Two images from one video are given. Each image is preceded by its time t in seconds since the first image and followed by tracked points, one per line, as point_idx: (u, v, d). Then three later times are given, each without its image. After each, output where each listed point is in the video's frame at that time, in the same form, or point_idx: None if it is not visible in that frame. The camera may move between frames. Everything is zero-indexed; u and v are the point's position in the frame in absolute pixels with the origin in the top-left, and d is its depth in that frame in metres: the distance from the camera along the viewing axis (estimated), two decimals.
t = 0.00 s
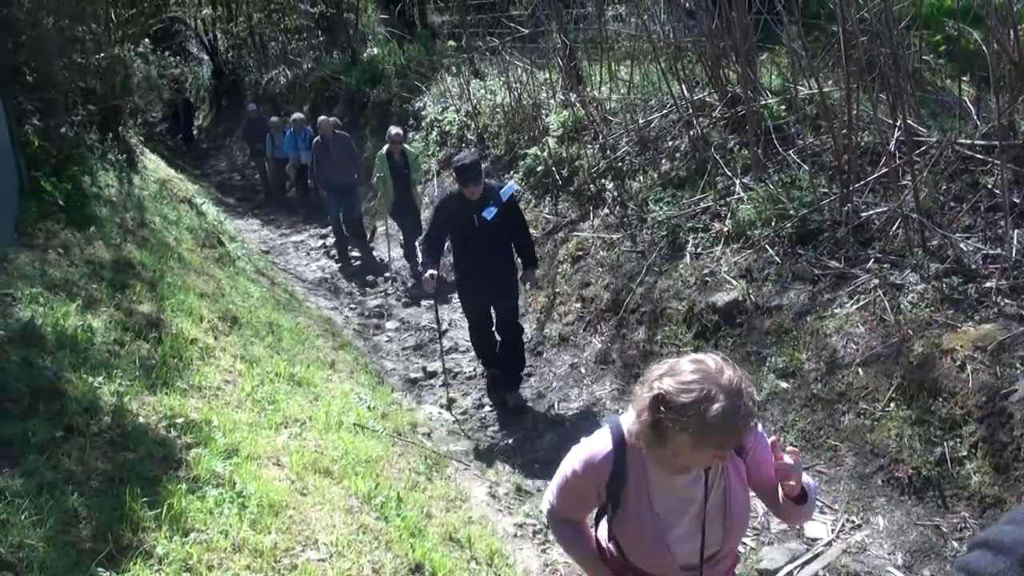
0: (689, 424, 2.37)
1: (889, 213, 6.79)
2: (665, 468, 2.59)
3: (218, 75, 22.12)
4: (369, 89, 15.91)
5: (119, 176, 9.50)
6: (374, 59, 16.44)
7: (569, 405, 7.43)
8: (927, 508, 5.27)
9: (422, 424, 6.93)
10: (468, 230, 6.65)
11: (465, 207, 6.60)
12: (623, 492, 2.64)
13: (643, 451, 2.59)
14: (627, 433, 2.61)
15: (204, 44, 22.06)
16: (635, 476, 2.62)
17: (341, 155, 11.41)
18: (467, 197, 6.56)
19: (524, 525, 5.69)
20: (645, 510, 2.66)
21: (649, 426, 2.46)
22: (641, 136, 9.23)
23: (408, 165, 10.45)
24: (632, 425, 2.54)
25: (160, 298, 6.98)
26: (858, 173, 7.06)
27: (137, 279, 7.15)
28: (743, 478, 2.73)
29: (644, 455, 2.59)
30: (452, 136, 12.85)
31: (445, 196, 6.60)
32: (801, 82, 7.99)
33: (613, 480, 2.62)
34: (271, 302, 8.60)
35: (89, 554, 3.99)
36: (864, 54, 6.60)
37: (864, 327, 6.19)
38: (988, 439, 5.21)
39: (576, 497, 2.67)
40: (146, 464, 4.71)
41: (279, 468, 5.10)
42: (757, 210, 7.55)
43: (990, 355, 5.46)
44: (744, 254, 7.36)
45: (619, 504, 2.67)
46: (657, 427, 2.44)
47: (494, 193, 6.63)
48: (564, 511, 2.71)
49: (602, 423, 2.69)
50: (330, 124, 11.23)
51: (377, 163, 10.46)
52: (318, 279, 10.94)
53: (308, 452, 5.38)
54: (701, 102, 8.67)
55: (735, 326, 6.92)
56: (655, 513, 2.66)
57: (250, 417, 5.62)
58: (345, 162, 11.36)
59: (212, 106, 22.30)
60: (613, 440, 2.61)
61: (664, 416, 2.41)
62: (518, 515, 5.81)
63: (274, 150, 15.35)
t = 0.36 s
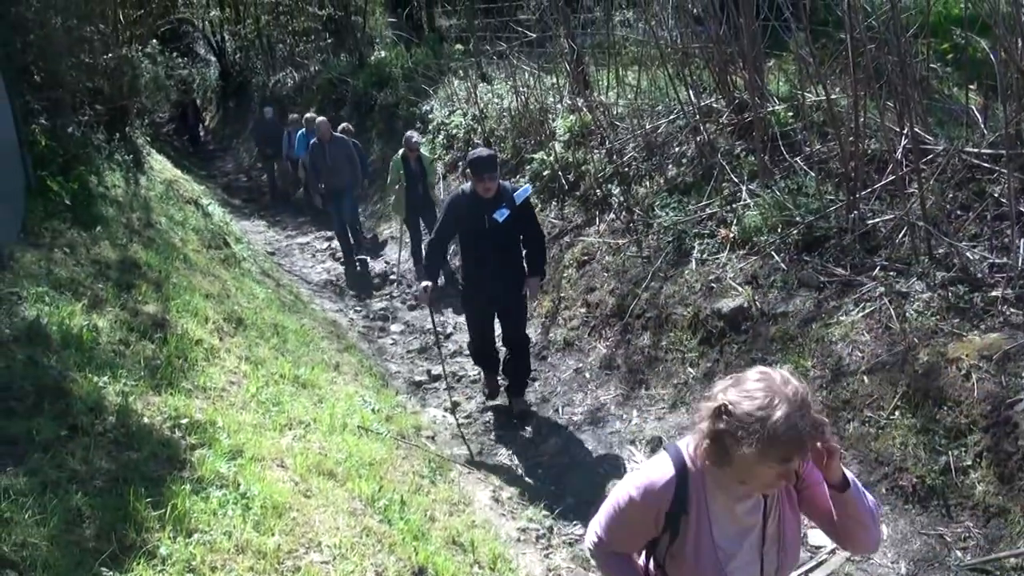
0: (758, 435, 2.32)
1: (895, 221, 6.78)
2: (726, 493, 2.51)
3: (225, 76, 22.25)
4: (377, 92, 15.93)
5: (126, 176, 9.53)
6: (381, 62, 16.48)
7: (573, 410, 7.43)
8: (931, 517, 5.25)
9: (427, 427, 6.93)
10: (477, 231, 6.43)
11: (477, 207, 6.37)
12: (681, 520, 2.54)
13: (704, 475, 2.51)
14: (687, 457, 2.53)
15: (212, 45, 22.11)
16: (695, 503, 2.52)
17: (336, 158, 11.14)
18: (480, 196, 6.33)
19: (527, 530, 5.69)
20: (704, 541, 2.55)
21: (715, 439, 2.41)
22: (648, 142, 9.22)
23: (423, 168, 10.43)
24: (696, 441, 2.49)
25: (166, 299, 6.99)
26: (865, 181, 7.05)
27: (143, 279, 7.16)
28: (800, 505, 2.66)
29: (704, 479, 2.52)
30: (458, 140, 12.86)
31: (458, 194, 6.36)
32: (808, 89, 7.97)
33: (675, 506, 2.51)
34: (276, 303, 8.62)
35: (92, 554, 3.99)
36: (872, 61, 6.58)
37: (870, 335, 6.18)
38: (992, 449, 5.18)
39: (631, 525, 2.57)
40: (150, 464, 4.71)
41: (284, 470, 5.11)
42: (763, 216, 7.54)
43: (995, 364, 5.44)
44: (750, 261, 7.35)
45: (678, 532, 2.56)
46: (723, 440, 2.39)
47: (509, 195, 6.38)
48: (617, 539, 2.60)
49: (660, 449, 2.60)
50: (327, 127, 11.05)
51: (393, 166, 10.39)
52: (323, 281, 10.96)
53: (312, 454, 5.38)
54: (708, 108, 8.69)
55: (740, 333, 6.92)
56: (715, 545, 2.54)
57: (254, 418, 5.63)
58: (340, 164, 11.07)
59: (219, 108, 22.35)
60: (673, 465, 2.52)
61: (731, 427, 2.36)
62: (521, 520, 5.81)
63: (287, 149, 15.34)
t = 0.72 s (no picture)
0: (857, 480, 2.19)
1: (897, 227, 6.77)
2: (820, 547, 2.33)
3: (228, 79, 22.36)
4: (379, 95, 15.94)
5: (127, 178, 9.55)
6: (384, 65, 16.50)
7: (574, 415, 7.43)
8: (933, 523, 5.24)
9: (428, 431, 6.92)
10: (472, 247, 6.19)
11: (471, 222, 6.16)
12: None
13: (795, 526, 2.33)
14: (776, 505, 2.34)
15: (215, 48, 22.15)
16: (788, 559, 2.32)
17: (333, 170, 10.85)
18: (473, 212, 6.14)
19: (528, 534, 5.68)
20: None
21: (807, 485, 2.27)
22: (650, 146, 9.21)
23: (442, 173, 10.48)
24: (785, 489, 2.33)
25: (167, 301, 6.99)
26: (867, 186, 7.04)
27: (145, 282, 7.16)
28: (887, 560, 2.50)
29: (795, 531, 2.33)
30: (460, 143, 12.87)
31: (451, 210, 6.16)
32: (810, 94, 7.96)
33: (765, 561, 2.30)
34: (277, 306, 8.62)
35: (93, 557, 3.98)
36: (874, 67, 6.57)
37: (871, 341, 6.17)
38: (994, 455, 5.16)
39: None
40: (151, 467, 4.71)
41: (284, 473, 5.10)
42: (766, 221, 7.54)
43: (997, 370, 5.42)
44: (752, 265, 7.35)
45: None
46: (816, 485, 2.25)
47: (504, 210, 6.20)
48: None
49: (741, 500, 2.40)
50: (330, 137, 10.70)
51: (413, 168, 10.41)
52: (325, 284, 10.96)
53: (313, 458, 5.38)
54: (711, 112, 8.67)
55: (742, 338, 6.91)
56: None
57: (255, 421, 5.62)
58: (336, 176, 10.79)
59: (222, 110, 22.37)
60: (760, 515, 2.32)
61: (826, 470, 2.23)
62: (522, 524, 5.81)
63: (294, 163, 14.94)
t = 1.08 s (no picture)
0: (922, 491, 2.12)
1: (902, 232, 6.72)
2: (891, 568, 2.23)
3: (233, 84, 22.39)
4: (383, 101, 15.95)
5: (132, 184, 9.55)
6: (388, 71, 16.51)
7: (579, 420, 7.42)
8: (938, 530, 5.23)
9: (432, 437, 6.90)
10: (458, 263, 5.98)
11: (453, 236, 5.94)
12: None
13: (865, 549, 2.23)
14: (842, 528, 2.24)
15: (220, 54, 22.19)
16: None
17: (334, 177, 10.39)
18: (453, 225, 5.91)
19: (532, 541, 5.66)
20: None
21: (864, 494, 2.22)
22: (655, 151, 9.19)
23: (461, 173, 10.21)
24: (844, 505, 2.27)
25: (171, 306, 6.99)
26: (872, 191, 7.01)
27: (149, 287, 7.16)
28: None
29: (865, 555, 2.23)
30: (465, 148, 12.86)
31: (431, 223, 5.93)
32: (815, 99, 7.94)
33: None
34: (282, 311, 8.62)
35: (96, 564, 3.97)
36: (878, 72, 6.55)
37: (877, 346, 6.14)
38: (1000, 462, 5.14)
39: None
40: (155, 473, 4.70)
41: (288, 479, 5.09)
42: (770, 226, 7.52)
43: (1003, 376, 5.39)
44: (757, 271, 7.33)
45: None
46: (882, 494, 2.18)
47: (485, 219, 5.96)
48: None
49: (803, 527, 2.26)
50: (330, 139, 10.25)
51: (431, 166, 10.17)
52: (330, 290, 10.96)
53: (317, 463, 5.37)
54: (715, 117, 8.62)
55: (747, 343, 6.89)
56: None
57: (259, 427, 5.62)
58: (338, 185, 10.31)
59: (226, 115, 22.40)
60: (828, 540, 2.20)
61: (891, 475, 2.16)
62: (527, 531, 5.79)
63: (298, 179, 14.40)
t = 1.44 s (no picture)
0: None
1: (909, 238, 6.71)
2: None
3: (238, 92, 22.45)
4: (389, 108, 15.97)
5: (138, 192, 9.57)
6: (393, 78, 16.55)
7: (585, 427, 7.40)
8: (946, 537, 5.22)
9: (438, 444, 6.89)
10: (469, 281, 5.91)
11: (467, 256, 5.89)
12: None
13: None
14: None
15: (225, 62, 22.26)
16: None
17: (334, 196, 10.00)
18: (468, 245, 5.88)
19: (540, 549, 5.66)
20: None
21: None
22: (660, 158, 9.18)
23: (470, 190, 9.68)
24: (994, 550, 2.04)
25: (178, 314, 7.00)
26: (878, 197, 6.99)
27: (155, 296, 7.17)
28: None
29: None
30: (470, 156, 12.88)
31: (444, 242, 5.90)
32: (821, 105, 7.94)
33: None
34: (288, 319, 8.62)
35: (103, 572, 3.95)
36: (884, 78, 6.53)
37: (883, 352, 6.11)
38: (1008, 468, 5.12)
39: None
40: (161, 481, 4.70)
41: (295, 486, 5.09)
42: (776, 232, 7.51)
43: (1011, 383, 5.36)
44: (763, 277, 7.31)
45: None
46: None
47: (500, 241, 5.92)
48: None
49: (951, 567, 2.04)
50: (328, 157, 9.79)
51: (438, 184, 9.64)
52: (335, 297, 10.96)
53: (324, 471, 5.37)
54: (721, 124, 8.63)
55: (753, 350, 6.87)
56: None
57: (266, 435, 5.62)
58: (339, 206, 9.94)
59: (232, 123, 22.45)
60: None
61: None
62: (534, 539, 5.79)
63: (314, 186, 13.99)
